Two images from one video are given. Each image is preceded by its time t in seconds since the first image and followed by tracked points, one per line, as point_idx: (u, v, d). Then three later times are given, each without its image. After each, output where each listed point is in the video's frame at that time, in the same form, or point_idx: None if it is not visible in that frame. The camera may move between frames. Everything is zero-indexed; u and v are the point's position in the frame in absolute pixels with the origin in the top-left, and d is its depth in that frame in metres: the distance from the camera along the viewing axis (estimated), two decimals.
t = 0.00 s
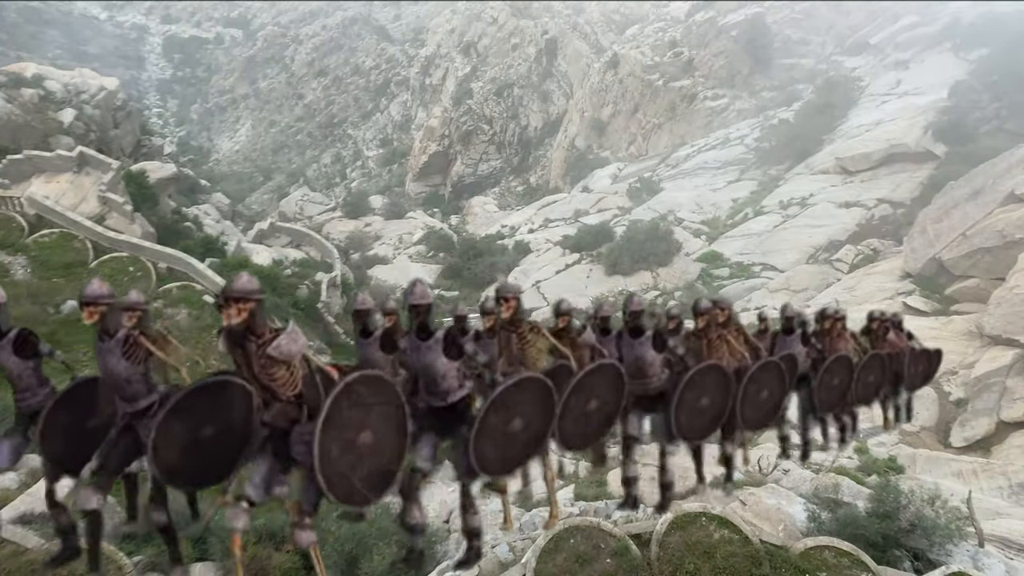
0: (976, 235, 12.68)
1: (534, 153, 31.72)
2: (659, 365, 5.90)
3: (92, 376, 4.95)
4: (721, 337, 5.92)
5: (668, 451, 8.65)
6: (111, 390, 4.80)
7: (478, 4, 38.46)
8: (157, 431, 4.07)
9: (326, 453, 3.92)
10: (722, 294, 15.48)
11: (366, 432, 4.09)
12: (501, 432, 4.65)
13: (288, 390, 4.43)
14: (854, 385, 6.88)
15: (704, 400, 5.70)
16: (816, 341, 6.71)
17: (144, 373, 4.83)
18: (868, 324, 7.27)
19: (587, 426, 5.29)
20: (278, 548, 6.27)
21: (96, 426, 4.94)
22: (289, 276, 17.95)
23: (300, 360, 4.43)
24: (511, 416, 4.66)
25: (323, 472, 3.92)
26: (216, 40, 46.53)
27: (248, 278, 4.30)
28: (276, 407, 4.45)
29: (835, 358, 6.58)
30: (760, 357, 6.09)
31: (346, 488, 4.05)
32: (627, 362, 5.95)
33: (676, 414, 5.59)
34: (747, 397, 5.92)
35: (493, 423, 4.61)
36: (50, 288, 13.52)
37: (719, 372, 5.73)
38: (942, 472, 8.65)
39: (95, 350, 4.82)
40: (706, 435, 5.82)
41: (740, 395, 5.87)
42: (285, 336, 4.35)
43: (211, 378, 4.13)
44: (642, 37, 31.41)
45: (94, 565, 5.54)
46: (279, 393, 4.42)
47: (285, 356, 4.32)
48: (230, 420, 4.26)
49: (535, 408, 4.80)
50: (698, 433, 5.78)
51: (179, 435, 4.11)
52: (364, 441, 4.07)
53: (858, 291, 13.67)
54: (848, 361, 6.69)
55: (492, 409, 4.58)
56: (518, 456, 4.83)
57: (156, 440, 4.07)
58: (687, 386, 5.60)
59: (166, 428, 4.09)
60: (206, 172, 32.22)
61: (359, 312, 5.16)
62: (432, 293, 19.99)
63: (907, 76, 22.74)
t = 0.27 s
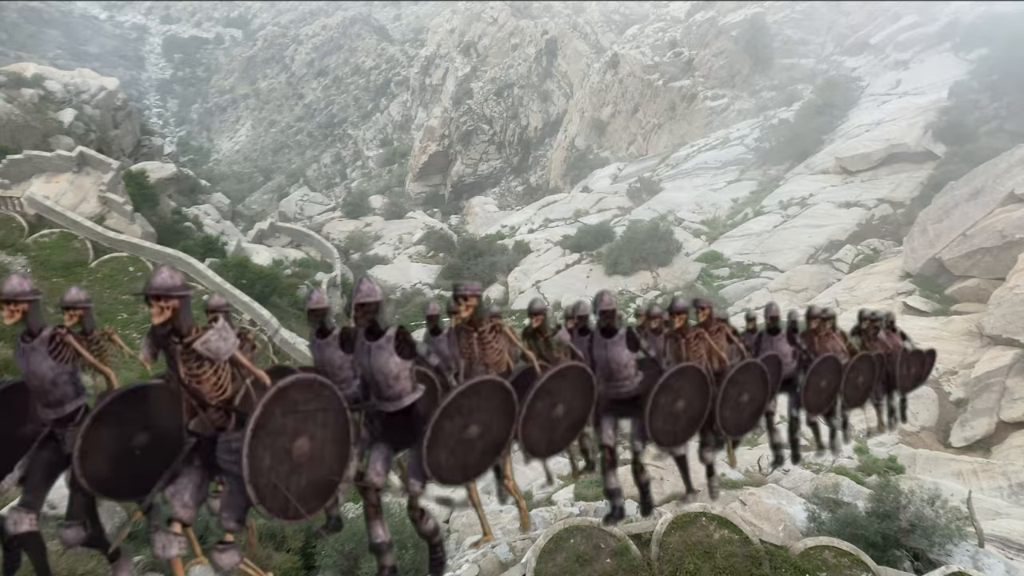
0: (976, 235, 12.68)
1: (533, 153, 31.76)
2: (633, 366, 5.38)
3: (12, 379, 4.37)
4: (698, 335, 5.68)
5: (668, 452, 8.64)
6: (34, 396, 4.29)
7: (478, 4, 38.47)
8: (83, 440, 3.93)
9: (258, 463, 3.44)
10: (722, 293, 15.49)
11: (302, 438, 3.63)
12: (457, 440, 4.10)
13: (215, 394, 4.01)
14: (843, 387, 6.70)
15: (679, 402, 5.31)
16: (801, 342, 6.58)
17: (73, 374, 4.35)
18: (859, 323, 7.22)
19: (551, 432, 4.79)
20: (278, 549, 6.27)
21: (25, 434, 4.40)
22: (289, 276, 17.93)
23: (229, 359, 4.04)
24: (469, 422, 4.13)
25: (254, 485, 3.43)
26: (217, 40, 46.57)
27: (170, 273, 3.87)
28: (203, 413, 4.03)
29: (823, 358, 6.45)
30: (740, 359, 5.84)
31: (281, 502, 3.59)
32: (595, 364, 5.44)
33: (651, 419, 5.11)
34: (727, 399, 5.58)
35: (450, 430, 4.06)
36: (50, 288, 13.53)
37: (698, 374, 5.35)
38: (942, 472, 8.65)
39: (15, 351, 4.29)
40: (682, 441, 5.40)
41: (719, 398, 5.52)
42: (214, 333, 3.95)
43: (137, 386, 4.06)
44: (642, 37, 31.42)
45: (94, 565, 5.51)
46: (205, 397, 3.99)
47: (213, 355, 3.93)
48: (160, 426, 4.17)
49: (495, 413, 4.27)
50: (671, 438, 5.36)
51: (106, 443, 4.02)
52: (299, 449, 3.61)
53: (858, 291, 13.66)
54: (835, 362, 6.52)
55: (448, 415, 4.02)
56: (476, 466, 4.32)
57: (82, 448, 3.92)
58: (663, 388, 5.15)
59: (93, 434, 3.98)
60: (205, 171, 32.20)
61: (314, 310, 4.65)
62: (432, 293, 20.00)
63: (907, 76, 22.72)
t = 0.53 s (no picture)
0: (976, 235, 12.68)
1: (534, 153, 31.78)
2: (608, 373, 5.26)
3: None
4: (679, 341, 5.45)
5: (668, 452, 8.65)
6: None
7: (478, 3, 38.46)
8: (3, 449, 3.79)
9: (184, 480, 3.31)
10: (722, 294, 15.50)
11: (235, 456, 3.51)
12: (411, 452, 4.01)
13: (143, 410, 3.88)
14: (832, 391, 6.65)
15: (658, 409, 5.19)
16: (792, 346, 6.54)
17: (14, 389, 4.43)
18: (852, 326, 7.02)
19: (521, 442, 4.69)
20: (278, 548, 6.29)
21: None
22: (289, 277, 17.92)
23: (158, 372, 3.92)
24: (425, 434, 4.04)
25: (178, 504, 3.30)
26: (217, 40, 46.58)
27: (92, 279, 3.77)
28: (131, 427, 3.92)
29: (812, 362, 6.37)
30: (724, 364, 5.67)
31: (211, 523, 3.45)
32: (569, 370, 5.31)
33: (627, 426, 5.01)
34: (709, 405, 5.46)
35: (403, 444, 3.96)
36: (50, 288, 13.54)
37: (677, 380, 5.24)
38: (942, 472, 8.65)
39: None
40: (661, 448, 5.29)
41: (701, 404, 5.43)
42: (140, 347, 3.77)
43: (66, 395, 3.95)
44: (642, 37, 31.40)
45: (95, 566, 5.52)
46: (131, 413, 3.88)
47: (137, 370, 3.76)
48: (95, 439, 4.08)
49: (453, 424, 4.17)
50: (649, 447, 5.25)
51: (33, 454, 3.88)
52: (229, 467, 3.48)
53: (858, 291, 13.67)
54: (824, 365, 6.45)
55: (400, 429, 3.91)
56: (435, 477, 4.22)
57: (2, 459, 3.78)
58: (640, 395, 5.04)
59: (20, 445, 3.84)
60: (205, 171, 32.20)
61: (275, 316, 4.64)
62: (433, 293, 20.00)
63: (907, 77, 22.72)
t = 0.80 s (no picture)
0: (976, 235, 12.68)
1: (533, 153, 31.79)
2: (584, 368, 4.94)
3: None
4: (660, 336, 5.23)
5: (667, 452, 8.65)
6: None
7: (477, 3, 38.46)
8: None
9: (104, 486, 3.14)
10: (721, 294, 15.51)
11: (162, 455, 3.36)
12: (364, 451, 3.58)
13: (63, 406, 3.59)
14: (823, 387, 6.47)
15: (636, 408, 4.89)
16: (782, 342, 6.27)
17: None
18: (845, 323, 7.05)
19: (486, 439, 4.33)
20: (277, 548, 6.29)
21: None
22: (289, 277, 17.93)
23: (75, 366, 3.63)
24: (379, 430, 3.62)
25: (95, 510, 3.13)
26: (217, 40, 46.59)
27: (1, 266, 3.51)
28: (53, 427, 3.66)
29: (802, 358, 6.15)
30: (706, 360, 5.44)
31: (133, 530, 3.28)
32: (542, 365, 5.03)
33: (603, 426, 4.71)
34: (690, 404, 5.21)
35: (355, 441, 3.54)
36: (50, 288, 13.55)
37: (657, 377, 4.94)
38: (942, 472, 8.65)
39: None
40: (637, 449, 4.97)
41: (681, 402, 5.17)
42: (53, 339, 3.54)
43: None
44: (642, 37, 31.39)
45: (95, 566, 5.53)
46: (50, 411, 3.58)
47: (51, 364, 3.52)
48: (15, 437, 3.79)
49: (407, 420, 3.75)
50: (626, 449, 4.94)
51: None
52: (153, 467, 3.32)
53: (858, 291, 13.68)
54: (815, 362, 6.24)
55: (351, 425, 3.50)
56: (392, 479, 3.80)
57: None
58: (615, 392, 4.74)
59: None
60: (205, 171, 32.20)
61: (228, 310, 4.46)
62: (433, 293, 20.02)
63: (907, 77, 22.71)
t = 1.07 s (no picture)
0: (976, 235, 12.67)
1: (533, 153, 31.83)
2: (548, 378, 4.85)
3: None
4: (631, 344, 5.10)
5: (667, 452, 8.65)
6: None
7: (477, 4, 38.48)
8: None
9: None
10: (721, 293, 15.52)
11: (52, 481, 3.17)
12: (293, 472, 3.55)
13: None
14: (808, 395, 6.26)
15: (601, 420, 4.72)
16: (764, 347, 6.19)
17: None
18: (833, 327, 6.99)
19: (435, 459, 4.23)
20: (278, 548, 6.30)
21: None
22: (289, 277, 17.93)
23: None
24: (309, 449, 3.58)
25: None
26: (217, 40, 46.60)
27: None
28: None
29: (783, 365, 6.01)
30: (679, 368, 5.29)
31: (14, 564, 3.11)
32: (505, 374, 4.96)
33: (565, 439, 4.52)
34: (662, 414, 5.04)
35: (283, 462, 3.51)
36: (50, 288, 13.55)
37: (625, 386, 4.78)
38: (942, 472, 8.65)
39: None
40: (603, 463, 4.78)
41: (653, 412, 5.03)
42: None
43: None
44: (642, 37, 31.37)
45: (94, 565, 5.52)
46: None
47: None
48: None
49: (341, 439, 3.72)
50: (591, 463, 4.75)
51: None
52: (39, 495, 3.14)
53: (858, 291, 13.70)
54: (798, 368, 6.10)
55: (277, 445, 3.47)
56: (327, 501, 3.77)
57: None
58: (579, 403, 4.57)
59: None
60: (205, 172, 32.24)
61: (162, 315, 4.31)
62: (433, 293, 20.03)
63: (906, 77, 22.71)
